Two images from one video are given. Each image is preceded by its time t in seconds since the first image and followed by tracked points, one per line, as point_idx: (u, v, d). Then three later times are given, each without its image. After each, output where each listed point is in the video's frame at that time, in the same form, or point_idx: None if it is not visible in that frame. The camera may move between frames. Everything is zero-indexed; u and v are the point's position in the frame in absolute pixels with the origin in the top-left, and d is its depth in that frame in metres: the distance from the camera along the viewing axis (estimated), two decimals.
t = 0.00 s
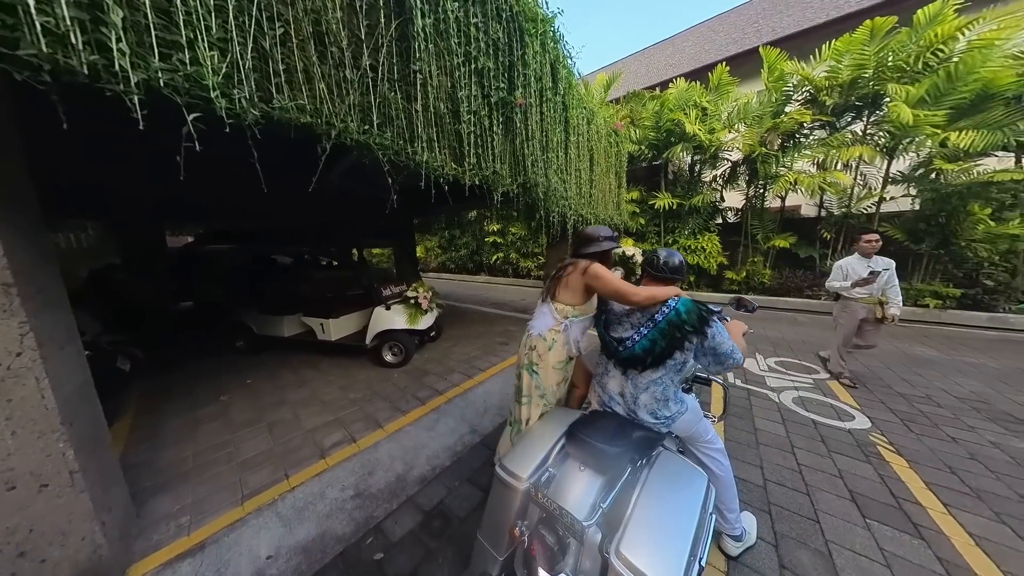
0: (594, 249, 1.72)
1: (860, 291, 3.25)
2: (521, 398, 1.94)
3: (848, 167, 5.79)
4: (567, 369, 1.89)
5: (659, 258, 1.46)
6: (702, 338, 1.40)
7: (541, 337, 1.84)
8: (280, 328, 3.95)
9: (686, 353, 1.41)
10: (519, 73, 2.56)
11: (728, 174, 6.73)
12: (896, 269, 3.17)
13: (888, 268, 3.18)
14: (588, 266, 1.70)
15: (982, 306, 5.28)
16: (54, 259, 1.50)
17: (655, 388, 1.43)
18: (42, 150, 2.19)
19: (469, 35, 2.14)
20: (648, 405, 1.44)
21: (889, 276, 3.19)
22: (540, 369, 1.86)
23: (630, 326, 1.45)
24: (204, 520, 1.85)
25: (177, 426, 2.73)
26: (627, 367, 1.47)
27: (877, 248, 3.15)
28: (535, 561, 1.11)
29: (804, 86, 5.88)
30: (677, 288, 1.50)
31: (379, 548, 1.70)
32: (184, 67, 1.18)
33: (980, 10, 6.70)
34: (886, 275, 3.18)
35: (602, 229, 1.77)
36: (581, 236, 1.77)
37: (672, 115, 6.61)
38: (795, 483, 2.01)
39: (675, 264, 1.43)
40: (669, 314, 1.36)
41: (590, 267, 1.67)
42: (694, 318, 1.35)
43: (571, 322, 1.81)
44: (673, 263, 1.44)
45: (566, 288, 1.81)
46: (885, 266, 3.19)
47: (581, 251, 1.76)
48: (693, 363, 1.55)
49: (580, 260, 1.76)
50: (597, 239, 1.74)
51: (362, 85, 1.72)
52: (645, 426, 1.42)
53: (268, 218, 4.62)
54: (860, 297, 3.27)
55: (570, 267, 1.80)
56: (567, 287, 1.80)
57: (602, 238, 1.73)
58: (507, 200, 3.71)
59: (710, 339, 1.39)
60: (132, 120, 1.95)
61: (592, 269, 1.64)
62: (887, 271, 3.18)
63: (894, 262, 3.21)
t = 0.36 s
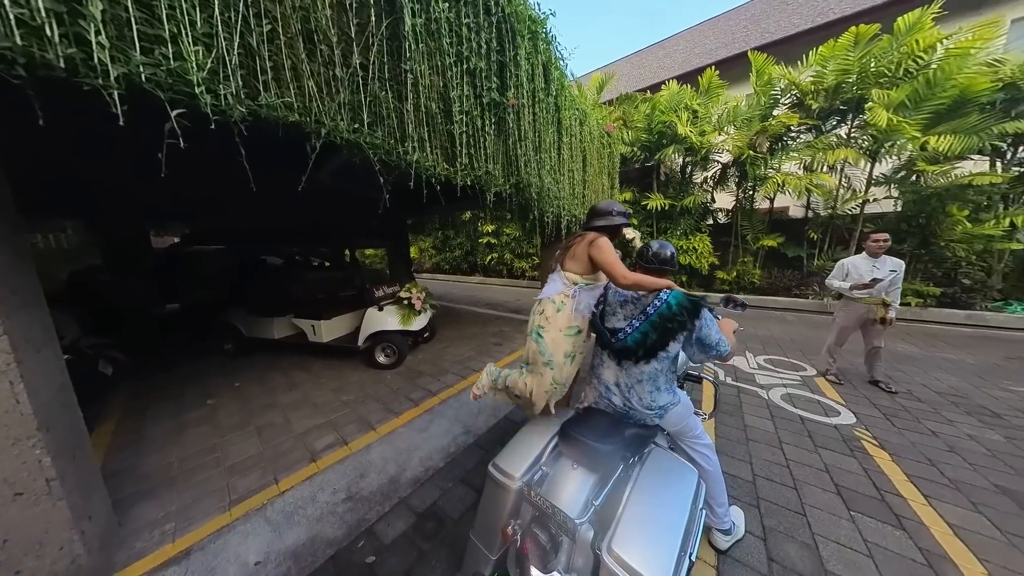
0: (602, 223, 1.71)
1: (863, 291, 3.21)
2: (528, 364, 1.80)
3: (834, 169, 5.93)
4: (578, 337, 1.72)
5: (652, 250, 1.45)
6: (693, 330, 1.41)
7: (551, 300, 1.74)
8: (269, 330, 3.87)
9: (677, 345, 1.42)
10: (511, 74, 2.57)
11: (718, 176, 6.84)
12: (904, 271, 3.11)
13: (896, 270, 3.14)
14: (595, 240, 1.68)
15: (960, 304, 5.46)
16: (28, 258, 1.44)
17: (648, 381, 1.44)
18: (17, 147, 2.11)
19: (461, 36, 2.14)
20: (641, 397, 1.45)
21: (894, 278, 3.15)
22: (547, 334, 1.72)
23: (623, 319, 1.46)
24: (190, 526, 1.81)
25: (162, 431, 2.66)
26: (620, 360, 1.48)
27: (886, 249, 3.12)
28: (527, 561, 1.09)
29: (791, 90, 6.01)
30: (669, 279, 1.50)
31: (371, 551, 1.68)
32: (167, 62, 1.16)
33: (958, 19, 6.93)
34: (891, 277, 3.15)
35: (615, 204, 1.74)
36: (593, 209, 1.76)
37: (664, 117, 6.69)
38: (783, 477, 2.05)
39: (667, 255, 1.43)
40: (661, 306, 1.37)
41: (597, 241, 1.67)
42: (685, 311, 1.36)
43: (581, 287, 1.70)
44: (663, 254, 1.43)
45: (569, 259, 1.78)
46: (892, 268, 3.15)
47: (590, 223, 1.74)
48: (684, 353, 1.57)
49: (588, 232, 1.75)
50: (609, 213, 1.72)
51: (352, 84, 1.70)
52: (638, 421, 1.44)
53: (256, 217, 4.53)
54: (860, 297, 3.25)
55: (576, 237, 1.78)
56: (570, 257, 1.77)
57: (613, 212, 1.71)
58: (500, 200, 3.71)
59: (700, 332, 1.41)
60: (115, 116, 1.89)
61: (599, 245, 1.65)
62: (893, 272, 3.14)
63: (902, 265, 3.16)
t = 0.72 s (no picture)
0: (604, 222, 1.76)
1: (863, 288, 3.36)
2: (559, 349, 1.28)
3: (822, 171, 6.07)
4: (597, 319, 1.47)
5: (652, 251, 1.50)
6: (689, 330, 1.43)
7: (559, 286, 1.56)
8: (260, 332, 3.81)
9: (673, 344, 1.43)
10: (506, 74, 2.57)
11: (710, 177, 6.95)
12: (913, 271, 3.17)
13: (902, 270, 3.21)
14: (596, 235, 1.72)
15: (942, 302, 5.63)
16: (7, 260, 1.39)
17: (645, 380, 1.42)
18: None
19: (456, 36, 2.14)
20: (637, 395, 1.42)
21: (901, 277, 3.21)
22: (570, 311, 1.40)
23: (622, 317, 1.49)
24: (177, 534, 1.76)
25: (148, 437, 2.59)
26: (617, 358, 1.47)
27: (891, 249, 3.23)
28: (524, 563, 1.16)
29: (780, 94, 6.14)
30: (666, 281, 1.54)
31: (365, 556, 1.66)
32: (153, 59, 1.14)
33: (938, 27, 7.17)
34: (899, 276, 3.22)
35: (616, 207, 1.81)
36: (593, 209, 1.81)
37: (657, 119, 6.78)
38: (775, 474, 2.08)
39: (666, 256, 1.47)
40: (658, 306, 1.41)
41: (597, 237, 1.71)
42: (682, 310, 1.39)
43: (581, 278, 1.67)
44: (661, 254, 1.48)
45: (569, 252, 1.77)
46: (900, 267, 3.23)
47: (591, 221, 1.80)
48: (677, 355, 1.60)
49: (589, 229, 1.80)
50: (611, 212, 1.77)
51: (345, 83, 1.68)
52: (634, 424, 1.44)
53: (246, 218, 4.45)
54: (863, 296, 3.38)
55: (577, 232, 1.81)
56: (569, 250, 1.78)
57: (614, 211, 1.77)
58: (494, 200, 3.71)
59: (696, 333, 1.43)
60: (100, 113, 1.84)
61: (599, 241, 1.70)
62: (901, 271, 3.21)
63: (913, 265, 3.21)
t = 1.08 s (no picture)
0: (597, 229, 1.65)
1: (855, 287, 3.48)
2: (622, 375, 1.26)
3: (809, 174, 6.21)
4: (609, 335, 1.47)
5: (646, 252, 1.53)
6: (683, 330, 1.49)
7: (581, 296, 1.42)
8: (250, 335, 3.74)
9: (668, 344, 1.50)
10: (500, 75, 2.57)
11: (702, 179, 7.06)
12: (903, 271, 3.25)
13: (893, 269, 3.30)
14: (592, 243, 1.61)
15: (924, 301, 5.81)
16: None
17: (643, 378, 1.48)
18: None
19: (450, 36, 2.13)
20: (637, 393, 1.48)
21: (891, 277, 3.30)
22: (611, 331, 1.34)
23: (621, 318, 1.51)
24: (163, 544, 1.71)
25: (132, 443, 2.51)
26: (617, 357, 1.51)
27: (884, 249, 3.33)
28: (521, 564, 1.13)
29: (769, 98, 6.28)
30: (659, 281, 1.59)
31: (360, 561, 1.64)
32: (138, 54, 1.11)
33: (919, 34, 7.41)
34: (890, 275, 3.31)
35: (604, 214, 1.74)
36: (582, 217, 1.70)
37: (650, 122, 6.87)
38: (767, 471, 2.12)
39: (660, 258, 1.52)
40: (655, 306, 1.45)
41: (595, 246, 1.61)
42: (678, 311, 1.45)
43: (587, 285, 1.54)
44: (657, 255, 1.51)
45: (568, 261, 1.62)
46: (891, 267, 3.31)
47: (583, 229, 1.68)
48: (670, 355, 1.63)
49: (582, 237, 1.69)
50: (602, 219, 1.68)
51: (338, 82, 1.66)
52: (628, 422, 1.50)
53: (235, 218, 4.36)
54: (854, 294, 3.51)
55: (571, 240, 1.67)
56: (565, 259, 1.62)
57: (605, 219, 1.68)
58: (489, 201, 3.71)
59: (689, 332, 1.49)
60: (82, 109, 1.78)
61: (598, 249, 1.59)
62: (892, 271, 3.30)
63: (902, 265, 3.30)
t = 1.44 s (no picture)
0: (590, 248, 1.49)
1: (833, 285, 3.58)
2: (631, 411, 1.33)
3: (797, 176, 6.35)
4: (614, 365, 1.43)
5: (638, 254, 1.55)
6: (679, 334, 1.54)
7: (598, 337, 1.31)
8: (239, 338, 3.66)
9: (664, 346, 1.56)
10: (494, 76, 2.57)
11: (694, 180, 7.16)
12: (877, 271, 3.33)
13: (868, 269, 3.39)
14: (590, 266, 1.45)
15: (907, 300, 5.98)
16: None
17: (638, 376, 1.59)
18: None
19: (443, 37, 2.13)
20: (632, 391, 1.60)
21: (867, 276, 3.38)
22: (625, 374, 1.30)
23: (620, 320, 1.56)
24: (148, 554, 1.66)
25: (115, 450, 2.43)
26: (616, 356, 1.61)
27: (858, 250, 3.41)
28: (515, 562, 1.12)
29: (759, 102, 6.41)
30: (653, 281, 1.61)
31: (354, 566, 1.61)
32: (122, 50, 1.08)
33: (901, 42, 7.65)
34: (865, 275, 3.40)
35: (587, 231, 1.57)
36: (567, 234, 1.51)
37: (642, 124, 6.95)
38: (758, 467, 2.16)
39: (652, 259, 1.53)
40: (654, 311, 1.48)
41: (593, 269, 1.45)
42: (676, 316, 1.48)
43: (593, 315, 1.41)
44: (650, 257, 1.53)
45: (569, 289, 1.43)
46: (866, 267, 3.40)
47: (575, 249, 1.48)
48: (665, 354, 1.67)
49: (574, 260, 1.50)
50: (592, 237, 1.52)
51: (330, 80, 1.64)
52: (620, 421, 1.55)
53: (223, 218, 4.27)
54: (833, 292, 3.61)
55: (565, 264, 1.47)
56: (566, 288, 1.43)
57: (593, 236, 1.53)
58: (484, 202, 3.71)
59: (684, 336, 1.53)
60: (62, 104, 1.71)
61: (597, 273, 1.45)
62: (867, 271, 3.39)
63: (877, 264, 3.38)
